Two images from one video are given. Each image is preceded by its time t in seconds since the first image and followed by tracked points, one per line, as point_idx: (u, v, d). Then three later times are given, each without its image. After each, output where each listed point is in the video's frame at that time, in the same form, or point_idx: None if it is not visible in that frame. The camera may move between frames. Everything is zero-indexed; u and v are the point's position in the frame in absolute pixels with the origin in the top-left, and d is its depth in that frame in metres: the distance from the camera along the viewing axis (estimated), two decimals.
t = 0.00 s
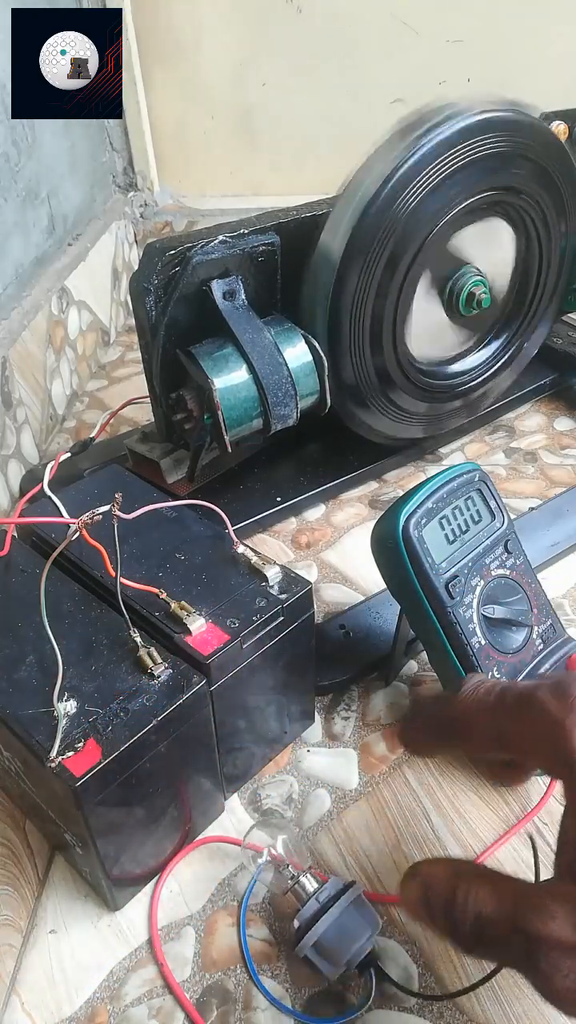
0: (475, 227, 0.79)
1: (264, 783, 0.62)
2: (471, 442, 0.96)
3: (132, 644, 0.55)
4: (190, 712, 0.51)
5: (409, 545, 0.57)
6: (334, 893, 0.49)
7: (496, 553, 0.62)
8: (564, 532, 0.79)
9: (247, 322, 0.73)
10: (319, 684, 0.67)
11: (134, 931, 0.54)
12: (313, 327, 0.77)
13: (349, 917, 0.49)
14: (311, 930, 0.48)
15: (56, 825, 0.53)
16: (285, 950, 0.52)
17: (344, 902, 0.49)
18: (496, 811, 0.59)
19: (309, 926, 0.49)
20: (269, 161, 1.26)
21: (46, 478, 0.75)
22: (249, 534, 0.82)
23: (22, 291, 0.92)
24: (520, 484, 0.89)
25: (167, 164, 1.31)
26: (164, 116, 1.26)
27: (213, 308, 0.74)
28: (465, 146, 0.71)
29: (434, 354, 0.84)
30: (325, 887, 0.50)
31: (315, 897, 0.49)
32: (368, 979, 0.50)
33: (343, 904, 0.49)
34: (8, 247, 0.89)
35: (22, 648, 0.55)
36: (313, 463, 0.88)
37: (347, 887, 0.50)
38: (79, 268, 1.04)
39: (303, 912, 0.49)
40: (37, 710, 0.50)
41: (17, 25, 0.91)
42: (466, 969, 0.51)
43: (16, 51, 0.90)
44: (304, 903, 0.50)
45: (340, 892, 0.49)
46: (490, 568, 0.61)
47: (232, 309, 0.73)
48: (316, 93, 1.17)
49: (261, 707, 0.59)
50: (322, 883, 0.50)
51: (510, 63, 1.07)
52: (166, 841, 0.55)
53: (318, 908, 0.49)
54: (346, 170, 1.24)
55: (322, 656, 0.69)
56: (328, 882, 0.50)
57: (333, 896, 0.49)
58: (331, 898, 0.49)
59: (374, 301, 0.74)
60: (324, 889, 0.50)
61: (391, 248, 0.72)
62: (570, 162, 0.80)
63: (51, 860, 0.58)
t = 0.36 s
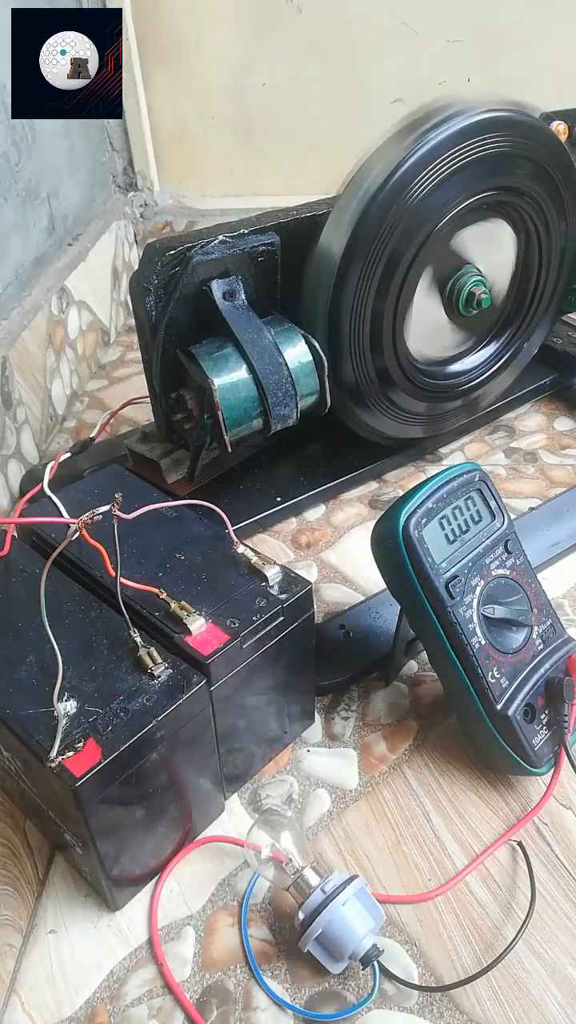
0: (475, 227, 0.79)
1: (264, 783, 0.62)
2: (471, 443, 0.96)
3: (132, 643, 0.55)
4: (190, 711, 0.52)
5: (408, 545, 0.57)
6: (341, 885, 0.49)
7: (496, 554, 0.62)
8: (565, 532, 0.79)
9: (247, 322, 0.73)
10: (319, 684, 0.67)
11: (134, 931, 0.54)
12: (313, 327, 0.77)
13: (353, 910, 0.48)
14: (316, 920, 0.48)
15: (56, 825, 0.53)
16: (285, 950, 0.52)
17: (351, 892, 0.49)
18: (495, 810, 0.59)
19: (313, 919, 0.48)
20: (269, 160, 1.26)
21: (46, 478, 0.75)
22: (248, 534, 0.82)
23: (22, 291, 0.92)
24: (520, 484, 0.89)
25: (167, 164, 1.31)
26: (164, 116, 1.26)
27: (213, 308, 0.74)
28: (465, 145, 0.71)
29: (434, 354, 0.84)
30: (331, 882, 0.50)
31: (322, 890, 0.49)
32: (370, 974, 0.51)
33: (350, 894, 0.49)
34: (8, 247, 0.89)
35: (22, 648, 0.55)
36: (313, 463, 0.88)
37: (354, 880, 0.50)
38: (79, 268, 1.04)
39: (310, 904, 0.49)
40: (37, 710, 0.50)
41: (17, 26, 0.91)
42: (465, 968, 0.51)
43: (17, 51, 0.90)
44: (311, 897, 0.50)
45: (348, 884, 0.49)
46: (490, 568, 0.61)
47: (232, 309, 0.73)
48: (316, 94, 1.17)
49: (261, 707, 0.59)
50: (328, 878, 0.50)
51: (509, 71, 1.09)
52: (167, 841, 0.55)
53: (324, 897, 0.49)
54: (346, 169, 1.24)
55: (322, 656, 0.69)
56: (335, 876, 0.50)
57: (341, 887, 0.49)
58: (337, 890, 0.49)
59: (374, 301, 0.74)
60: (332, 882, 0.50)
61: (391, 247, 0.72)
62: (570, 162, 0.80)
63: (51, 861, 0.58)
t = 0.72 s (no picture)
0: (475, 227, 0.79)
1: (264, 783, 0.62)
2: (471, 443, 0.96)
3: (132, 643, 0.55)
4: (190, 711, 0.52)
5: (408, 545, 0.57)
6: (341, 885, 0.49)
7: (496, 554, 0.62)
8: (564, 532, 0.79)
9: (247, 322, 0.73)
10: (319, 684, 0.67)
11: (134, 931, 0.54)
12: (313, 327, 0.77)
13: (354, 911, 0.48)
14: (316, 920, 0.48)
15: (56, 825, 0.53)
16: (285, 950, 0.52)
17: (351, 892, 0.49)
18: (495, 810, 0.59)
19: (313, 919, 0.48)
20: (269, 160, 1.26)
21: (46, 478, 0.75)
22: (249, 534, 0.82)
23: (22, 291, 0.92)
24: (520, 484, 0.89)
25: (167, 164, 1.31)
26: (164, 117, 1.26)
27: (213, 308, 0.73)
28: (466, 145, 0.71)
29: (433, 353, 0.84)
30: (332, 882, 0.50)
31: (323, 890, 0.49)
32: (371, 974, 0.51)
33: (350, 893, 0.49)
34: (8, 247, 0.89)
35: (22, 648, 0.55)
36: (313, 463, 0.88)
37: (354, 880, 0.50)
38: (79, 268, 1.04)
39: (311, 904, 0.49)
40: (37, 710, 0.50)
41: (17, 26, 0.91)
42: (464, 967, 0.51)
43: (19, 50, 0.91)
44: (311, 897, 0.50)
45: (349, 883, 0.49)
46: (490, 568, 0.61)
47: (232, 309, 0.73)
48: (316, 93, 1.17)
49: (261, 707, 0.59)
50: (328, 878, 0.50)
51: (509, 71, 1.07)
52: (167, 841, 0.55)
53: (324, 897, 0.49)
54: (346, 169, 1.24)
55: (322, 656, 0.69)
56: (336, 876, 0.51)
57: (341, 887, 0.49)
58: (337, 890, 0.49)
59: (374, 300, 0.74)
60: (333, 881, 0.50)
61: (391, 247, 0.72)
62: (570, 162, 0.80)
63: (51, 861, 0.58)
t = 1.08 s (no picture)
0: (475, 227, 0.79)
1: (264, 783, 0.62)
2: (471, 443, 0.96)
3: (132, 643, 0.55)
4: (190, 711, 0.52)
5: (408, 545, 0.57)
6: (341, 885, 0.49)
7: (496, 554, 0.62)
8: (564, 532, 0.79)
9: (247, 322, 0.73)
10: (319, 684, 0.67)
11: (134, 931, 0.54)
12: (313, 327, 0.77)
13: (353, 911, 0.48)
14: (316, 920, 0.48)
15: (56, 825, 0.53)
16: (285, 950, 0.52)
17: (350, 892, 0.49)
18: (495, 811, 0.59)
19: (313, 920, 0.48)
20: (269, 160, 1.26)
21: (46, 478, 0.75)
22: (248, 534, 0.82)
23: (22, 291, 0.92)
24: (520, 485, 0.89)
25: (167, 164, 1.31)
26: (164, 117, 1.25)
27: (213, 308, 0.73)
28: (466, 146, 0.71)
29: (433, 353, 0.84)
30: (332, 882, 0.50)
31: (322, 890, 0.49)
32: (371, 974, 0.51)
33: (350, 893, 0.49)
34: (8, 247, 0.89)
35: (21, 648, 0.55)
36: (312, 463, 0.88)
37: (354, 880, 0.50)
38: (79, 268, 1.04)
39: (310, 904, 0.49)
40: (37, 711, 0.50)
41: (18, 26, 0.91)
42: (464, 967, 0.51)
43: (19, 51, 0.91)
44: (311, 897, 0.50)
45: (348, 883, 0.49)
46: (490, 568, 0.61)
47: (232, 309, 0.73)
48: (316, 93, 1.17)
49: (261, 707, 0.59)
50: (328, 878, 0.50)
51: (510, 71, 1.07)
52: (167, 840, 0.55)
53: (324, 897, 0.49)
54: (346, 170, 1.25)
55: (322, 656, 0.69)
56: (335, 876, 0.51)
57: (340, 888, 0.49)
58: (337, 890, 0.49)
59: (374, 300, 0.74)
60: (332, 881, 0.50)
61: (391, 247, 0.72)
62: (570, 163, 0.80)
63: (51, 861, 0.58)
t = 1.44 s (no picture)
0: (397, 228, 0.80)
1: (214, 797, 0.61)
2: (405, 441, 0.97)
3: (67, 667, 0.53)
4: (132, 731, 0.50)
5: (346, 547, 0.57)
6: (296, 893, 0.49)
7: (434, 551, 0.63)
8: (499, 526, 0.81)
9: (173, 331, 0.72)
10: (264, 693, 0.66)
11: (86, 961, 0.52)
12: (239, 334, 0.77)
13: (310, 919, 0.48)
14: (272, 933, 0.47)
15: None
16: (243, 965, 0.51)
17: (306, 899, 0.48)
18: (447, 807, 0.60)
19: (269, 931, 0.48)
20: (192, 162, 1.24)
21: None
22: (186, 544, 0.81)
23: None
24: (455, 481, 0.90)
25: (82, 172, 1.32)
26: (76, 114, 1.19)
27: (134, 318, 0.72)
28: (384, 147, 0.71)
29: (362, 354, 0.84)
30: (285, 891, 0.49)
31: (277, 901, 0.49)
32: (330, 981, 0.50)
33: (306, 901, 0.48)
34: None
35: None
36: (249, 469, 0.87)
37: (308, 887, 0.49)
38: None
39: (265, 917, 0.48)
40: None
41: None
42: (422, 966, 0.51)
43: None
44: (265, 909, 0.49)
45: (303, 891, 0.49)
46: (428, 566, 0.62)
47: (156, 318, 0.72)
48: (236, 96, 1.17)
49: (206, 721, 0.58)
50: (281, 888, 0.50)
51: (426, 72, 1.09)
52: (115, 865, 0.54)
53: (279, 908, 0.48)
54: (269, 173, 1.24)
55: (266, 664, 0.68)
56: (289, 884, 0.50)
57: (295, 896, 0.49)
58: (292, 899, 0.48)
59: (302, 302, 0.74)
60: (287, 890, 0.49)
61: (316, 249, 0.72)
62: (487, 163, 0.81)
63: None
